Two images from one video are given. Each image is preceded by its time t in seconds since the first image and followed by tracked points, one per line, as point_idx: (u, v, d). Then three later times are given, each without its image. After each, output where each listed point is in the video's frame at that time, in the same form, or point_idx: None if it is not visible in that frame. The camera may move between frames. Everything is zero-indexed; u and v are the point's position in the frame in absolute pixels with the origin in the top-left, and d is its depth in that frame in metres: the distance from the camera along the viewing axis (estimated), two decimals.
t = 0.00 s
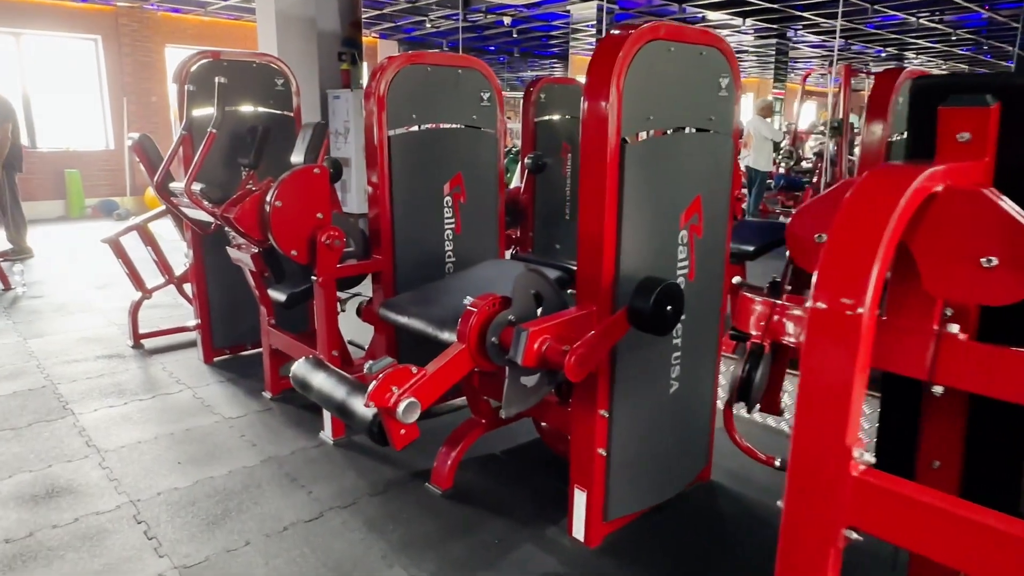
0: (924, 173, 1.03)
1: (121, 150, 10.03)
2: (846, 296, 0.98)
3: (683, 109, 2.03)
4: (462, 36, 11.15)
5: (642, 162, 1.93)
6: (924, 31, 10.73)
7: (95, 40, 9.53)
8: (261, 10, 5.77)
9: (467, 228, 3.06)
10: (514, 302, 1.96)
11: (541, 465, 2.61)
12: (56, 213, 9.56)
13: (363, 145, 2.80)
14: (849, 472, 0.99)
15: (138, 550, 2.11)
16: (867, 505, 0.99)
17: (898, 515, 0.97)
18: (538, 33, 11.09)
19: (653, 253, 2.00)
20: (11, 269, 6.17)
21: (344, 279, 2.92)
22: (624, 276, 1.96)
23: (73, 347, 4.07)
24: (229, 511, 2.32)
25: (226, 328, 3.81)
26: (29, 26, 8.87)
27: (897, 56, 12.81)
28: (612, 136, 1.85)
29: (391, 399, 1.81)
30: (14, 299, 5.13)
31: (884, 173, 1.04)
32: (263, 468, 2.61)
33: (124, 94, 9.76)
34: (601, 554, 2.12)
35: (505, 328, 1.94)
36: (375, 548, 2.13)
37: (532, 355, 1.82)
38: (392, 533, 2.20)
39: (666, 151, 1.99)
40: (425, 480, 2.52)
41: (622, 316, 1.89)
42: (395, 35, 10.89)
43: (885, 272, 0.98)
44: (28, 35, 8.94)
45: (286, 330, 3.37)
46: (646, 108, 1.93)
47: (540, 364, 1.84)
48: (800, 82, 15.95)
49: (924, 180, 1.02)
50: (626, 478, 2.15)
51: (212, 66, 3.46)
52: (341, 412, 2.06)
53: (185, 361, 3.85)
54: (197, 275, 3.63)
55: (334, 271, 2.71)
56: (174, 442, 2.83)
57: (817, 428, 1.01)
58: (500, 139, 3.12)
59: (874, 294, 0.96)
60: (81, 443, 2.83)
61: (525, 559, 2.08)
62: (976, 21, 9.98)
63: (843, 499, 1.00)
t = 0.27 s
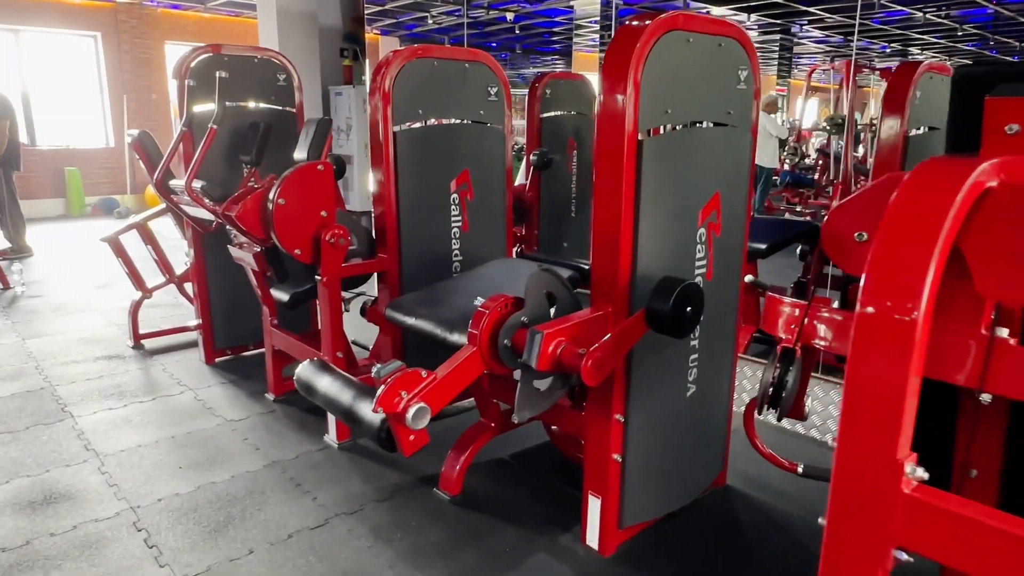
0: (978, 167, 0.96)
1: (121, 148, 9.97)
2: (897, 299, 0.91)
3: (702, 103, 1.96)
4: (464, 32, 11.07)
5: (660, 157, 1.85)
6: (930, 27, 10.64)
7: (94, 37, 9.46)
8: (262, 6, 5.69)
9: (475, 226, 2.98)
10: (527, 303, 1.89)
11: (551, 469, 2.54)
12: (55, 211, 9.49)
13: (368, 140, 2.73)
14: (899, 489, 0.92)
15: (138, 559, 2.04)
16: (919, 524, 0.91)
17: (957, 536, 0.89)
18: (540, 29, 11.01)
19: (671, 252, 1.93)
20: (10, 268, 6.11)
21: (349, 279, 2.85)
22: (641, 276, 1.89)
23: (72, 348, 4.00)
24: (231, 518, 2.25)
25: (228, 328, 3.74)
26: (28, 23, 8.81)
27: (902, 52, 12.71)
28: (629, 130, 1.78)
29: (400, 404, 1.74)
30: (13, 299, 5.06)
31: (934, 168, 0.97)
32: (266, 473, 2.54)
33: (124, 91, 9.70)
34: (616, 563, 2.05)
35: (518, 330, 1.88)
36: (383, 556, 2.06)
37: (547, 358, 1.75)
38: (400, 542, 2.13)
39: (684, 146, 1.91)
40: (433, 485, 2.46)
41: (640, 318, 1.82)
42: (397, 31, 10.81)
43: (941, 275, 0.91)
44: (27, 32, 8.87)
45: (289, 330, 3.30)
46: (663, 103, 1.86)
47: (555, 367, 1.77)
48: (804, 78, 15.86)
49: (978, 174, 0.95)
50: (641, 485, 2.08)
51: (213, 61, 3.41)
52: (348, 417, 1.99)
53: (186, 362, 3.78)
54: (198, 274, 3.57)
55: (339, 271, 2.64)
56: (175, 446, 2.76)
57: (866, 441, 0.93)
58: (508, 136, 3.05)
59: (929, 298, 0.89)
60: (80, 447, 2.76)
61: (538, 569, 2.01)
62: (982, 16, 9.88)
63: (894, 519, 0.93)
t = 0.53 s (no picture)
0: None
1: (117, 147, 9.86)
2: (957, 311, 0.85)
3: (721, 99, 1.90)
4: (461, 31, 11.02)
5: (679, 156, 1.79)
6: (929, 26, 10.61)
7: (89, 35, 9.36)
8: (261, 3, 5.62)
9: (481, 226, 2.91)
10: (540, 306, 1.82)
11: (562, 477, 2.47)
12: (49, 211, 9.38)
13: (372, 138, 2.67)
14: (961, 512, 0.85)
15: (136, 572, 1.97)
16: (984, 552, 0.84)
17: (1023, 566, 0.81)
18: (539, 28, 10.94)
19: (689, 253, 1.87)
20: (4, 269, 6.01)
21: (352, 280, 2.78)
22: (659, 278, 1.82)
23: (68, 351, 3.92)
24: (233, 529, 2.18)
25: (227, 331, 3.67)
26: (22, 21, 8.71)
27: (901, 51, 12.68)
28: (647, 127, 1.72)
29: (410, 412, 1.67)
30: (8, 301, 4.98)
31: (994, 170, 0.91)
32: (268, 481, 2.47)
33: (119, 90, 9.60)
34: None
35: (532, 334, 1.81)
36: (390, 569, 1.99)
37: (563, 364, 1.68)
38: (408, 553, 2.06)
39: (704, 145, 1.85)
40: (440, 493, 2.39)
41: (659, 322, 1.75)
42: (395, 30, 10.73)
43: (1006, 285, 0.84)
44: (20, 30, 8.77)
45: (290, 333, 3.23)
46: (683, 99, 1.80)
47: (571, 374, 1.70)
48: (802, 78, 15.82)
49: None
50: (657, 494, 2.01)
51: (212, 58, 3.34)
52: (354, 424, 1.92)
53: (184, 365, 3.71)
54: (197, 276, 3.49)
55: (343, 272, 2.56)
56: (173, 453, 2.69)
57: (919, 459, 0.88)
58: (515, 134, 2.99)
59: (995, 310, 0.82)
60: (76, 454, 2.69)
61: None
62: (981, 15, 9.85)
63: (952, 545, 0.86)
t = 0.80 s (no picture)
0: None
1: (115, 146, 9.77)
2: None
3: (751, 98, 1.84)
4: (462, 30, 10.96)
5: (711, 157, 1.73)
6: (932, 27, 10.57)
7: (87, 33, 9.27)
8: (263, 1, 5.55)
9: (494, 229, 2.84)
10: (566, 313, 1.76)
11: (580, 487, 2.41)
12: (47, 211, 9.28)
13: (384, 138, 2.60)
14: None
15: None
16: None
17: None
18: (541, 27, 10.88)
19: (719, 259, 1.81)
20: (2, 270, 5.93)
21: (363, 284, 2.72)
22: (689, 284, 1.76)
23: (69, 354, 3.85)
24: (243, 541, 2.11)
25: (232, 334, 3.60)
26: (19, 19, 8.61)
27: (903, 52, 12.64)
28: (679, 128, 1.65)
29: (432, 424, 1.61)
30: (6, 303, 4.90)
31: None
32: (278, 491, 2.41)
33: (118, 89, 9.51)
34: None
35: (558, 342, 1.74)
36: None
37: (591, 374, 1.62)
38: (425, 567, 2.00)
39: (735, 146, 1.79)
40: (455, 503, 2.33)
41: (690, 330, 1.69)
42: (395, 29, 10.66)
43: None
44: (17, 28, 8.67)
45: (298, 337, 3.16)
46: (713, 98, 1.73)
47: (599, 384, 1.64)
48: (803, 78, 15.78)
49: None
50: (683, 507, 1.95)
51: (218, 56, 3.27)
52: (371, 434, 1.86)
53: (188, 369, 3.64)
54: (201, 278, 3.42)
55: (355, 276, 2.50)
56: (180, 462, 2.62)
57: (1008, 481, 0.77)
58: (528, 135, 2.92)
59: None
60: (79, 462, 2.61)
61: None
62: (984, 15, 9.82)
63: None
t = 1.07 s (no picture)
0: None
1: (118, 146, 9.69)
2: None
3: (793, 102, 1.78)
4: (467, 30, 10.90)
5: (754, 163, 1.66)
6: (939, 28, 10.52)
7: (90, 32, 9.20)
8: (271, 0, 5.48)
9: (515, 233, 2.78)
10: (603, 324, 1.70)
11: (606, 499, 2.35)
12: (49, 211, 9.20)
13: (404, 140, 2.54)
14: None
15: None
16: None
17: None
18: (547, 27, 10.81)
19: (761, 268, 1.75)
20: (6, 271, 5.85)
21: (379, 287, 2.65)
22: (730, 294, 1.70)
23: (77, 359, 3.78)
24: (263, 556, 2.05)
25: (243, 338, 3.53)
26: (22, 17, 8.54)
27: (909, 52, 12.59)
28: (723, 132, 1.59)
29: (467, 440, 1.55)
30: (11, 305, 4.83)
31: None
32: (297, 503, 2.34)
33: (121, 88, 9.44)
34: None
35: (596, 353, 1.68)
36: None
37: (633, 389, 1.56)
38: None
39: (778, 151, 1.73)
40: (480, 516, 2.27)
41: (734, 342, 1.63)
42: (400, 28, 10.59)
43: None
44: (20, 26, 8.60)
45: (312, 343, 3.10)
46: (757, 101, 1.67)
47: (641, 399, 1.58)
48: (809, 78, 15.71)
49: None
50: (720, 523, 1.89)
51: (230, 55, 3.22)
52: (399, 448, 1.80)
53: (198, 374, 3.57)
54: (213, 282, 3.36)
55: (376, 283, 2.43)
56: (194, 471, 2.56)
57: None
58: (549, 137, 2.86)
59: None
60: (92, 471, 2.55)
61: None
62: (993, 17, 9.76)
63: None
